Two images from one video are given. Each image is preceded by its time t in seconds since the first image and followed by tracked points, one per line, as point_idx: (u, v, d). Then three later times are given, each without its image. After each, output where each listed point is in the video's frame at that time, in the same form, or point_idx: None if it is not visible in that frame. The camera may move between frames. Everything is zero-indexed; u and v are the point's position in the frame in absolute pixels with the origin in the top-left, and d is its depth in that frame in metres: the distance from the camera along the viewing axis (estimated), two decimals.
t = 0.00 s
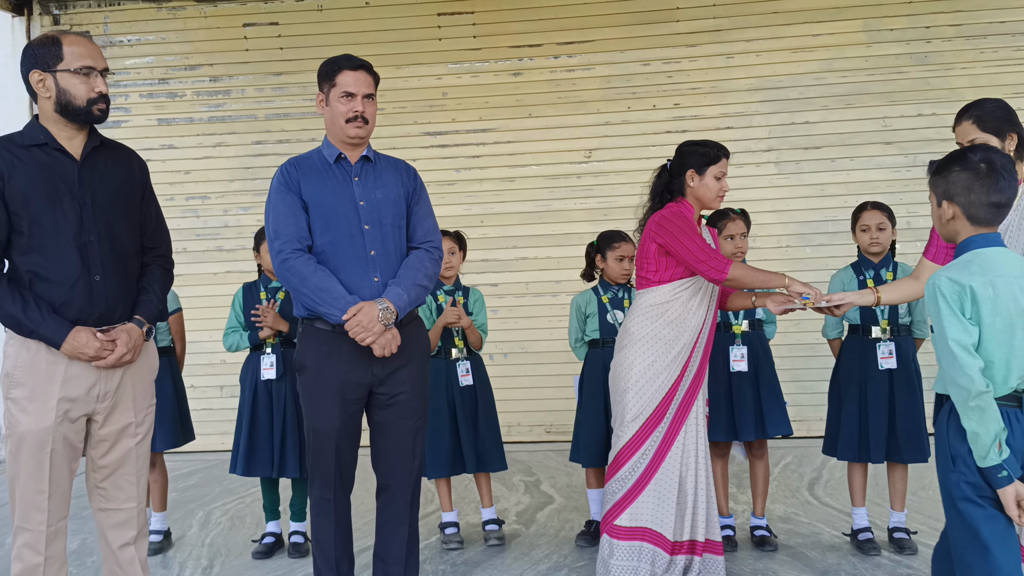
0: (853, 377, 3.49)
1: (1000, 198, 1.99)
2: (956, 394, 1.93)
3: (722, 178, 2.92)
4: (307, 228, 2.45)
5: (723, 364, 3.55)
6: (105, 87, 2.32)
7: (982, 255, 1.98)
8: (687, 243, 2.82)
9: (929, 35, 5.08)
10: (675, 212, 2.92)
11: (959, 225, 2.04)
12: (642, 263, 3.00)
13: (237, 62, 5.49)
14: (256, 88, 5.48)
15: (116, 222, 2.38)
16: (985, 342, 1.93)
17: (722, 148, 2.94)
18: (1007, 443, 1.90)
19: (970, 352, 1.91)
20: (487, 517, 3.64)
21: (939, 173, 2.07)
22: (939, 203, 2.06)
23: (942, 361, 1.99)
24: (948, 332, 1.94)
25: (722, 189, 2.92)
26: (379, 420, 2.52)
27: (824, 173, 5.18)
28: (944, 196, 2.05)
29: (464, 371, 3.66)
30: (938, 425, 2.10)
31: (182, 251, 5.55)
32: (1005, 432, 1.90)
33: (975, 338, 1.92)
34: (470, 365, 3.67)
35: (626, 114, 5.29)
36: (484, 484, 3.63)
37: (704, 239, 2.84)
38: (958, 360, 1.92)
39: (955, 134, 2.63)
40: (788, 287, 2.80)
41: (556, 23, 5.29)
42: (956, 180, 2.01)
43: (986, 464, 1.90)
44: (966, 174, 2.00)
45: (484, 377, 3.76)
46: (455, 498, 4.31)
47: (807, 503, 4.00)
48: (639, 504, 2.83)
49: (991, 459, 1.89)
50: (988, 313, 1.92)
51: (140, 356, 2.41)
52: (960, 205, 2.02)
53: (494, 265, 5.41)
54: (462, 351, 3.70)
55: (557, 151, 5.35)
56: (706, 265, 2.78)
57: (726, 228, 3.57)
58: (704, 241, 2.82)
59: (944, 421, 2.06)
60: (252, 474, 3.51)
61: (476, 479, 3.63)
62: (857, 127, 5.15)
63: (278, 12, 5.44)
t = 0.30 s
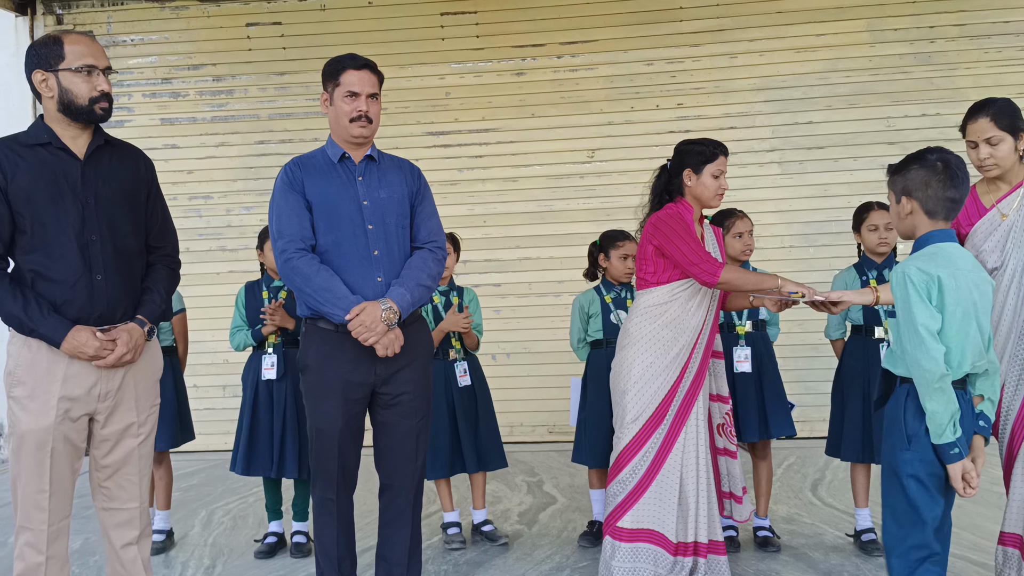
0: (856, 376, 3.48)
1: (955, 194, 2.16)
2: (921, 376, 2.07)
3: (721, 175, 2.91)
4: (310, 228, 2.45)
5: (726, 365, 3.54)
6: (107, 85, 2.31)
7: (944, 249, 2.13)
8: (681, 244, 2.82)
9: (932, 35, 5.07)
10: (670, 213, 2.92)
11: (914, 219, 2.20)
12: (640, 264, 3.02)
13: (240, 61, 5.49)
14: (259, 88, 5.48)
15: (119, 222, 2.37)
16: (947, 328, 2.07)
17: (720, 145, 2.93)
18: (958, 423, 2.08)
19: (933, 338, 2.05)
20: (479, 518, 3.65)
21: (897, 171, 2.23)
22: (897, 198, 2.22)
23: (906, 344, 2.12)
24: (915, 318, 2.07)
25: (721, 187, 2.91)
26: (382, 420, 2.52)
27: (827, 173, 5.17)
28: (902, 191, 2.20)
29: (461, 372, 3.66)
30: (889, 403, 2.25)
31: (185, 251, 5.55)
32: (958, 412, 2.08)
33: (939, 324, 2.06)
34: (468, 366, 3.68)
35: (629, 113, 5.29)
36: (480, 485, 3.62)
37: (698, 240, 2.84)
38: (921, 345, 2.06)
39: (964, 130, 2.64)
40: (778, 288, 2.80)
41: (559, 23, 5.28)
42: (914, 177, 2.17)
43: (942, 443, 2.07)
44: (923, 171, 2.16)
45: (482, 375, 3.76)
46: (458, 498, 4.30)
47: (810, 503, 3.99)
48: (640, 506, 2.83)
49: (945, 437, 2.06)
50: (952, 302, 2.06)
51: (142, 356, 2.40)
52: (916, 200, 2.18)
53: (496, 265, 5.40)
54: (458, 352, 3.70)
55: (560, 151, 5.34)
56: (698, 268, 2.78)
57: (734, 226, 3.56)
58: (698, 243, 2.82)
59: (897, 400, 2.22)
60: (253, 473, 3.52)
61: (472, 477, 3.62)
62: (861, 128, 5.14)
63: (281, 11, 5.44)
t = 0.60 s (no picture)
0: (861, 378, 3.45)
1: (920, 198, 2.18)
2: (904, 373, 2.07)
3: (699, 171, 2.88)
4: (313, 227, 2.44)
5: (730, 365, 3.53)
6: (115, 90, 2.31)
7: (915, 248, 2.15)
8: (650, 253, 2.84)
9: (936, 35, 5.06)
10: (647, 216, 2.92)
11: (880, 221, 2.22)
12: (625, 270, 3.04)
13: (243, 62, 5.49)
14: (262, 88, 5.48)
15: (122, 221, 2.37)
16: (925, 324, 2.08)
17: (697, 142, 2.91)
18: (939, 417, 2.11)
19: (914, 334, 2.07)
20: (478, 518, 3.63)
21: (863, 175, 2.26)
22: (862, 202, 2.25)
23: (887, 342, 2.12)
24: (897, 316, 2.08)
25: (700, 183, 2.88)
26: (385, 420, 2.52)
27: (831, 174, 5.16)
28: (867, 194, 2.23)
29: (461, 372, 3.64)
30: (870, 399, 2.24)
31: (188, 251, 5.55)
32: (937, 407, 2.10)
33: (919, 321, 2.07)
34: (467, 367, 3.66)
35: (632, 114, 5.28)
36: (479, 486, 3.63)
37: (667, 246, 2.81)
38: (902, 342, 2.07)
39: (984, 126, 2.60)
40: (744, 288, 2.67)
41: (562, 23, 5.28)
42: (877, 182, 2.20)
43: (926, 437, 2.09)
44: (888, 175, 2.19)
45: (482, 376, 3.75)
46: (460, 498, 4.30)
47: (813, 504, 3.98)
48: (630, 508, 2.82)
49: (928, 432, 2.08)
50: (931, 298, 2.07)
51: (144, 356, 2.39)
52: (881, 203, 2.20)
53: (499, 265, 5.40)
54: (459, 353, 3.68)
55: (562, 151, 5.34)
56: (660, 277, 2.77)
57: (740, 225, 3.55)
58: (665, 250, 2.80)
59: (879, 396, 2.21)
60: (257, 473, 3.52)
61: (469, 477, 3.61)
62: (864, 128, 5.13)
63: (284, 11, 5.45)
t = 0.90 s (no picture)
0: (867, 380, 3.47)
1: (889, 205, 2.18)
2: (868, 383, 2.04)
3: (651, 172, 2.93)
4: (318, 227, 2.45)
5: (735, 366, 3.53)
6: (120, 94, 2.32)
7: (879, 257, 2.14)
8: (592, 260, 2.97)
9: (942, 36, 5.04)
10: (600, 221, 3.01)
11: (850, 230, 2.22)
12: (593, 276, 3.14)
13: (248, 61, 5.50)
14: (267, 88, 5.49)
15: (128, 221, 2.38)
16: (888, 335, 2.06)
17: (650, 143, 2.95)
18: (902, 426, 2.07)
19: (876, 344, 2.04)
20: (479, 518, 3.62)
21: (833, 183, 2.26)
22: (832, 211, 2.25)
23: (850, 353, 2.10)
24: (860, 326, 2.06)
25: (652, 184, 2.93)
26: (387, 419, 2.52)
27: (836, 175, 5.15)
28: (836, 202, 2.23)
29: (464, 374, 3.64)
30: (832, 407, 2.23)
31: (193, 250, 5.56)
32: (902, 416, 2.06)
33: (882, 332, 2.05)
34: (470, 368, 3.67)
35: (637, 114, 5.28)
36: (481, 486, 3.63)
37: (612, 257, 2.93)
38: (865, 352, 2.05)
39: (1002, 124, 2.53)
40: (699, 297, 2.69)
41: (567, 23, 5.28)
42: (847, 190, 2.20)
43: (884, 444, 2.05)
44: (857, 182, 2.19)
45: (485, 377, 3.75)
46: (463, 498, 4.30)
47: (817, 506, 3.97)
48: (610, 516, 2.82)
49: (889, 439, 2.04)
50: (893, 309, 2.06)
51: (150, 356, 2.40)
52: (852, 211, 2.20)
53: (503, 265, 5.40)
54: (463, 353, 3.69)
55: (567, 151, 5.33)
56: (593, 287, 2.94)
57: (745, 225, 3.53)
58: (605, 260, 2.93)
59: (842, 405, 2.19)
60: (262, 472, 3.52)
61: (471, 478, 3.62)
62: (869, 129, 5.11)
63: (290, 11, 5.45)
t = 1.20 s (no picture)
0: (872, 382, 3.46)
1: (857, 208, 2.18)
2: (815, 387, 2.06)
3: (619, 176, 2.93)
4: (323, 227, 2.45)
5: (742, 369, 3.51)
6: (122, 93, 2.32)
7: (839, 260, 2.14)
8: (550, 256, 3.01)
9: (949, 37, 5.02)
10: (567, 220, 3.04)
11: (818, 232, 2.20)
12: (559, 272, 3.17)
13: (254, 61, 5.51)
14: (273, 87, 5.50)
15: (135, 219, 2.38)
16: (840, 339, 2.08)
17: (622, 146, 2.94)
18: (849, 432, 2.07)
19: (826, 348, 2.05)
20: (482, 519, 3.64)
21: (799, 184, 2.24)
22: (800, 212, 2.23)
23: (801, 357, 2.11)
24: (811, 330, 2.07)
25: (619, 188, 2.93)
26: (392, 419, 2.52)
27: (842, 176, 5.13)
28: (805, 204, 2.21)
29: (469, 374, 3.65)
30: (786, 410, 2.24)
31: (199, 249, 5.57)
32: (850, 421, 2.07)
33: (833, 336, 2.06)
34: (475, 368, 3.66)
35: (643, 115, 5.27)
36: (486, 487, 3.63)
37: (574, 257, 2.97)
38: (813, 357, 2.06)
39: None
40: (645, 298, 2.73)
41: (573, 23, 5.27)
42: (816, 192, 2.18)
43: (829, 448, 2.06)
44: (826, 184, 2.17)
45: (491, 379, 3.74)
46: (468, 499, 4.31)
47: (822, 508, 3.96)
48: (600, 517, 2.81)
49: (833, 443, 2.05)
50: (846, 313, 2.07)
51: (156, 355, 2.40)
52: (821, 213, 2.18)
53: (509, 265, 5.40)
54: (468, 354, 3.69)
55: (572, 151, 5.33)
56: (547, 284, 2.98)
57: (751, 227, 3.53)
58: (565, 259, 2.96)
59: (793, 409, 2.20)
60: (267, 471, 3.52)
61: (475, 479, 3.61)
62: (876, 130, 5.10)
63: (296, 11, 5.46)
